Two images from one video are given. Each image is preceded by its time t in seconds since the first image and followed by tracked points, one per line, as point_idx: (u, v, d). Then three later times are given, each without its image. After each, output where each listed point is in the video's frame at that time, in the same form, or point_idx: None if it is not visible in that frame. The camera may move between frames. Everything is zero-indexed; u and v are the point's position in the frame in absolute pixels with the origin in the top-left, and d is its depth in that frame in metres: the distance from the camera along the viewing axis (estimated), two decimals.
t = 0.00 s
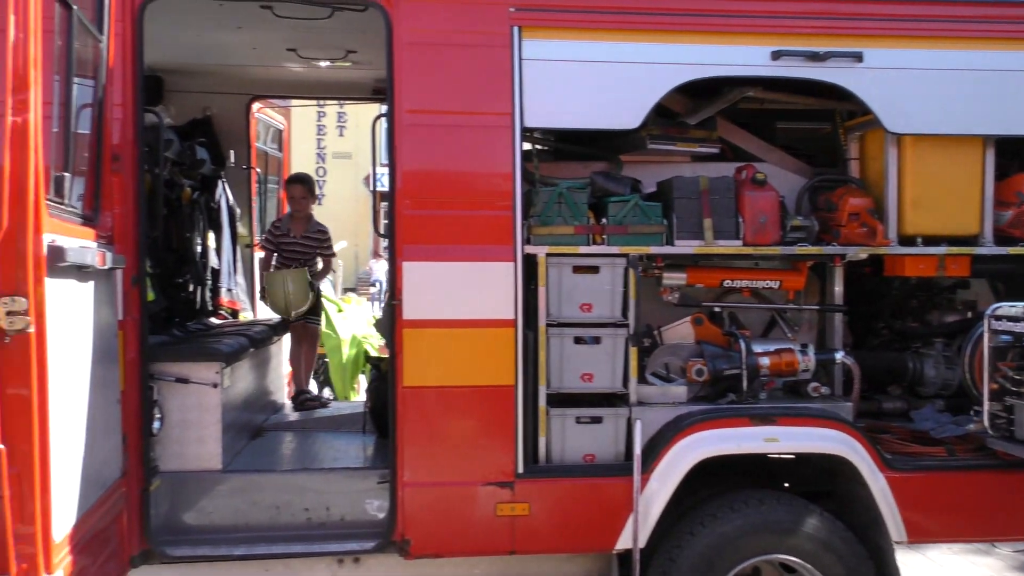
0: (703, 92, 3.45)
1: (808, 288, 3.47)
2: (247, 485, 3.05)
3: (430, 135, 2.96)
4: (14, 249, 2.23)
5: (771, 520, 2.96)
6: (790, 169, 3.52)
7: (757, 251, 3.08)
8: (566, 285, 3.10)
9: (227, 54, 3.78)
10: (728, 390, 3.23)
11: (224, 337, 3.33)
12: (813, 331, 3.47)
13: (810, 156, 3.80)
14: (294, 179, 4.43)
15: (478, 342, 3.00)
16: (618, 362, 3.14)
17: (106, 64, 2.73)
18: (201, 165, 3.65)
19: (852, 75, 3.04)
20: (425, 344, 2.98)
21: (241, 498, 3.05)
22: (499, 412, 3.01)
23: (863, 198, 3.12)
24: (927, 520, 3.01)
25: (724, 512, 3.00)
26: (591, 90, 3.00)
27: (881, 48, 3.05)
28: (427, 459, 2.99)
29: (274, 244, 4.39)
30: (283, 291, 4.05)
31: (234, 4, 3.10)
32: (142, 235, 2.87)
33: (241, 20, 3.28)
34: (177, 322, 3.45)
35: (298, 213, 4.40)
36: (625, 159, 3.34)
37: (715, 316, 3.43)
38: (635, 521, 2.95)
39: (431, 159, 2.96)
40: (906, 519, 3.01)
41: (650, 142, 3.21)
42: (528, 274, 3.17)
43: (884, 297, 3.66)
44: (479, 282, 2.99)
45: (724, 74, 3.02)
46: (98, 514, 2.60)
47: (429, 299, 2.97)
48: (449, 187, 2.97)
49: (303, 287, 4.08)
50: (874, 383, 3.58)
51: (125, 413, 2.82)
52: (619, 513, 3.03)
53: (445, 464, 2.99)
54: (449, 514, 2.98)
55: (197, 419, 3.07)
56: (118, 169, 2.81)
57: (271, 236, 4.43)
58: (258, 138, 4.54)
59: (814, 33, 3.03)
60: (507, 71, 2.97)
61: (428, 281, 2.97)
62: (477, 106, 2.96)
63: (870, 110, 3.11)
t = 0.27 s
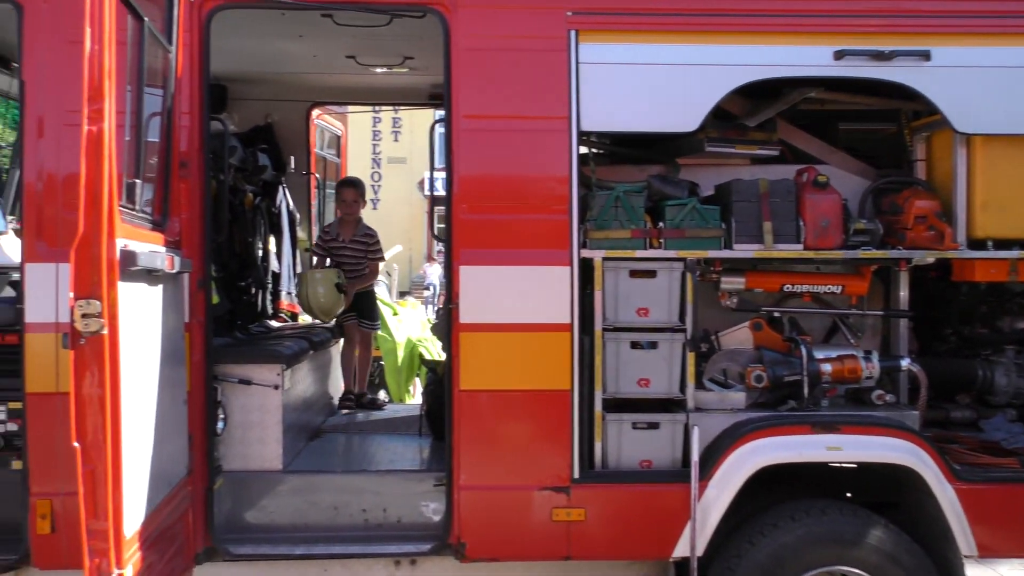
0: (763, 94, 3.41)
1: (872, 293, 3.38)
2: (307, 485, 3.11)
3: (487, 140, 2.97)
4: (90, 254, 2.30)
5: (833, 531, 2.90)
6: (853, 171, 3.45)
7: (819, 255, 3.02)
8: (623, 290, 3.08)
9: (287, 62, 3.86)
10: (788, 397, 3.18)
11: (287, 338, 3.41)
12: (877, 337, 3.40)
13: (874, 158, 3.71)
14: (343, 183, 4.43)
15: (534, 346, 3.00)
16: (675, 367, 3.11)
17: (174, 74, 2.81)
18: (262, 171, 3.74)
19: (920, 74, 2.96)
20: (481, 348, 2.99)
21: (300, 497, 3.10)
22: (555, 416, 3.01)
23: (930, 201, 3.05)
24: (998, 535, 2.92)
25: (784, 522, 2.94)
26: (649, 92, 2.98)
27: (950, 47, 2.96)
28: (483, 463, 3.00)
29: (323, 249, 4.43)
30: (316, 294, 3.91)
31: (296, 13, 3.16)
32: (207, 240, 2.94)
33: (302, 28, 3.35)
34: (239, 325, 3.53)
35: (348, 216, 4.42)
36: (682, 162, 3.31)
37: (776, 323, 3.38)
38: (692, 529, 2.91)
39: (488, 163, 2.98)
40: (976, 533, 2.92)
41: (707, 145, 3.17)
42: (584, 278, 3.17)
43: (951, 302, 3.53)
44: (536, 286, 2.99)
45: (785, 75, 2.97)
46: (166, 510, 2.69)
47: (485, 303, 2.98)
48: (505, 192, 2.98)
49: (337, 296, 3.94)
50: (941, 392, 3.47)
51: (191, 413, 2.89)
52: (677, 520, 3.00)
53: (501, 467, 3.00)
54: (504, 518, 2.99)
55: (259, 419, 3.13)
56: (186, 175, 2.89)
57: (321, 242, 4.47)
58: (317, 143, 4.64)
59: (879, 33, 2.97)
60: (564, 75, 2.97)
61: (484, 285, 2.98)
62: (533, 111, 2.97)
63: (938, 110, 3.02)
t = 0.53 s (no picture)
0: (822, 96, 3.35)
1: (936, 299, 3.29)
2: (361, 487, 3.14)
3: (541, 145, 2.97)
4: (155, 258, 2.36)
5: (895, 544, 2.82)
6: (916, 174, 3.36)
7: (880, 261, 2.96)
8: (677, 295, 3.04)
9: (342, 69, 3.92)
10: (847, 406, 3.08)
11: (344, 344, 3.44)
12: (941, 345, 3.30)
13: (937, 160, 3.62)
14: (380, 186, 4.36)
15: (587, 351, 2.98)
16: (731, 374, 3.06)
17: (236, 82, 2.87)
18: (318, 176, 3.80)
19: (987, 74, 2.88)
20: (534, 353, 2.99)
21: (354, 499, 3.13)
22: (609, 422, 2.98)
23: (998, 204, 2.95)
24: None
25: (843, 533, 2.86)
26: (704, 95, 2.94)
27: (1019, 45, 2.87)
28: (536, 468, 2.99)
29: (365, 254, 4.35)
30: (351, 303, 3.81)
31: (352, 20, 3.21)
32: (266, 245, 2.99)
33: (358, 36, 3.40)
34: (295, 328, 3.59)
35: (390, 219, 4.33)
36: (738, 166, 3.27)
37: (833, 328, 3.29)
38: (748, 538, 2.86)
39: (541, 168, 2.97)
40: None
41: (764, 148, 3.11)
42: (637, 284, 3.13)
43: (1021, 309, 3.41)
44: (589, 291, 2.97)
45: (845, 76, 2.91)
46: (226, 510, 2.75)
47: (539, 307, 2.98)
48: (559, 196, 2.97)
49: (374, 304, 3.83)
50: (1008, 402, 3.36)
51: (249, 414, 2.95)
52: (732, 529, 2.95)
53: (553, 473, 2.99)
54: (557, 523, 2.97)
55: (314, 421, 3.17)
56: (245, 182, 2.95)
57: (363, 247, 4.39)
58: (371, 148, 4.71)
59: (944, 32, 2.89)
60: (619, 79, 2.95)
61: (538, 289, 2.98)
62: (587, 115, 2.96)
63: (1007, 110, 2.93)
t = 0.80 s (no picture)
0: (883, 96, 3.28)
1: (1003, 305, 3.19)
2: (416, 488, 3.18)
3: (595, 148, 2.96)
4: (218, 261, 2.40)
5: (961, 557, 2.74)
6: (982, 176, 3.27)
7: (945, 265, 2.87)
8: (733, 299, 3.00)
9: (397, 74, 3.97)
10: (911, 413, 3.01)
11: (397, 345, 3.47)
12: (1009, 351, 3.20)
13: (1004, 161, 3.51)
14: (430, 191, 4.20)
15: (642, 355, 2.96)
16: (788, 379, 3.00)
17: (296, 88, 2.93)
18: (372, 181, 3.86)
19: None
20: (588, 356, 2.98)
21: (409, 500, 3.17)
22: (664, 428, 2.95)
23: None
24: None
25: (906, 545, 2.79)
26: (762, 96, 2.90)
27: None
28: (589, 472, 2.98)
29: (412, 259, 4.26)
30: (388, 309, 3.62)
31: (408, 26, 3.25)
32: (324, 248, 3.04)
33: (414, 41, 3.44)
34: (351, 329, 3.63)
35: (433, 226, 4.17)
36: (796, 168, 3.22)
37: (895, 334, 3.24)
38: (805, 548, 2.77)
39: (596, 171, 2.96)
40: None
41: (824, 150, 3.07)
42: (693, 287, 3.11)
43: None
44: (644, 295, 2.95)
45: (909, 76, 2.84)
46: (285, 508, 2.79)
47: (593, 310, 2.97)
48: (613, 199, 2.96)
49: (409, 308, 3.66)
50: None
51: (307, 415, 3.00)
52: (790, 538, 2.90)
53: (607, 477, 2.97)
54: (610, 528, 2.96)
55: (369, 422, 3.21)
56: (304, 186, 3.01)
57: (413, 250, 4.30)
58: (426, 152, 4.77)
59: (1013, 29, 2.81)
60: (674, 81, 2.93)
61: (592, 293, 2.97)
62: (642, 117, 2.94)
63: None
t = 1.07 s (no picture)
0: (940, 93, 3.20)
1: None
2: (463, 488, 3.20)
3: (644, 148, 2.94)
4: (272, 261, 2.43)
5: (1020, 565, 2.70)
6: None
7: (1005, 266, 2.79)
8: (784, 300, 2.95)
9: (444, 76, 4.00)
10: (970, 419, 2.94)
11: (444, 346, 3.49)
12: None
13: None
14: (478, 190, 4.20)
15: (690, 357, 2.93)
16: (841, 382, 2.94)
17: (347, 91, 2.97)
18: (420, 182, 3.91)
19: None
20: (636, 357, 2.96)
21: (457, 499, 3.20)
22: (712, 431, 2.92)
23: None
24: None
25: (964, 553, 2.75)
26: (814, 94, 2.85)
27: None
28: (637, 474, 2.96)
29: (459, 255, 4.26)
30: (433, 310, 3.64)
31: (457, 27, 3.27)
32: (373, 248, 3.07)
33: (462, 43, 3.46)
34: (399, 329, 3.67)
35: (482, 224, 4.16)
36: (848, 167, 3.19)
37: (952, 336, 3.14)
38: (858, 552, 2.76)
39: (645, 171, 2.94)
40: None
41: (878, 148, 3.02)
42: (744, 288, 3.05)
43: None
44: (692, 295, 2.92)
45: (968, 72, 2.77)
46: (335, 506, 2.83)
47: (641, 311, 2.95)
48: (662, 200, 2.93)
49: (453, 308, 3.67)
50: None
51: (356, 414, 3.04)
52: (842, 544, 2.85)
53: (654, 480, 2.95)
54: (658, 531, 2.94)
55: (417, 422, 3.23)
56: (354, 187, 3.04)
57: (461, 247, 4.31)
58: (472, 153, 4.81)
59: None
60: (724, 80, 2.89)
61: (640, 294, 2.95)
62: (691, 116, 2.91)
63: None
